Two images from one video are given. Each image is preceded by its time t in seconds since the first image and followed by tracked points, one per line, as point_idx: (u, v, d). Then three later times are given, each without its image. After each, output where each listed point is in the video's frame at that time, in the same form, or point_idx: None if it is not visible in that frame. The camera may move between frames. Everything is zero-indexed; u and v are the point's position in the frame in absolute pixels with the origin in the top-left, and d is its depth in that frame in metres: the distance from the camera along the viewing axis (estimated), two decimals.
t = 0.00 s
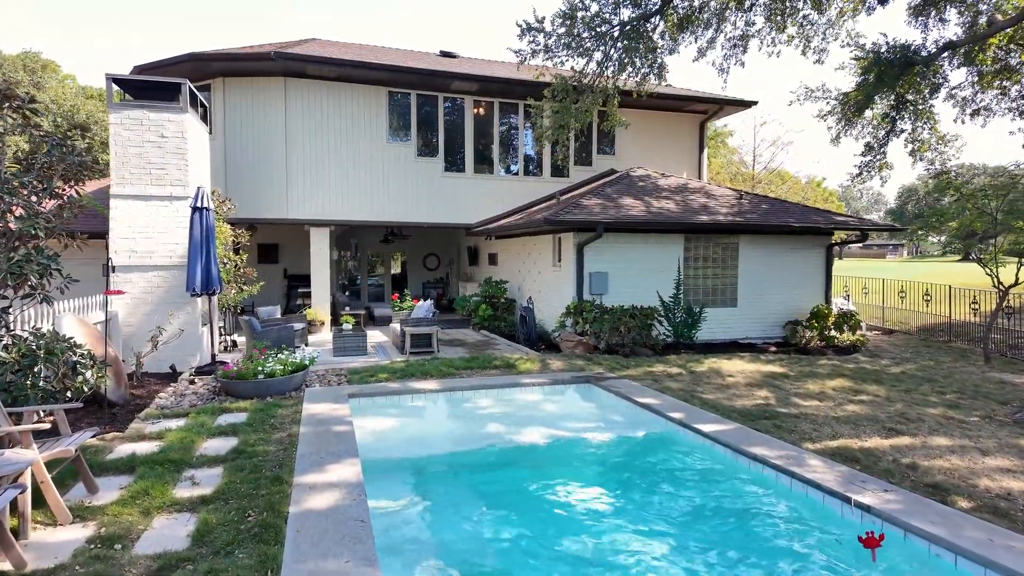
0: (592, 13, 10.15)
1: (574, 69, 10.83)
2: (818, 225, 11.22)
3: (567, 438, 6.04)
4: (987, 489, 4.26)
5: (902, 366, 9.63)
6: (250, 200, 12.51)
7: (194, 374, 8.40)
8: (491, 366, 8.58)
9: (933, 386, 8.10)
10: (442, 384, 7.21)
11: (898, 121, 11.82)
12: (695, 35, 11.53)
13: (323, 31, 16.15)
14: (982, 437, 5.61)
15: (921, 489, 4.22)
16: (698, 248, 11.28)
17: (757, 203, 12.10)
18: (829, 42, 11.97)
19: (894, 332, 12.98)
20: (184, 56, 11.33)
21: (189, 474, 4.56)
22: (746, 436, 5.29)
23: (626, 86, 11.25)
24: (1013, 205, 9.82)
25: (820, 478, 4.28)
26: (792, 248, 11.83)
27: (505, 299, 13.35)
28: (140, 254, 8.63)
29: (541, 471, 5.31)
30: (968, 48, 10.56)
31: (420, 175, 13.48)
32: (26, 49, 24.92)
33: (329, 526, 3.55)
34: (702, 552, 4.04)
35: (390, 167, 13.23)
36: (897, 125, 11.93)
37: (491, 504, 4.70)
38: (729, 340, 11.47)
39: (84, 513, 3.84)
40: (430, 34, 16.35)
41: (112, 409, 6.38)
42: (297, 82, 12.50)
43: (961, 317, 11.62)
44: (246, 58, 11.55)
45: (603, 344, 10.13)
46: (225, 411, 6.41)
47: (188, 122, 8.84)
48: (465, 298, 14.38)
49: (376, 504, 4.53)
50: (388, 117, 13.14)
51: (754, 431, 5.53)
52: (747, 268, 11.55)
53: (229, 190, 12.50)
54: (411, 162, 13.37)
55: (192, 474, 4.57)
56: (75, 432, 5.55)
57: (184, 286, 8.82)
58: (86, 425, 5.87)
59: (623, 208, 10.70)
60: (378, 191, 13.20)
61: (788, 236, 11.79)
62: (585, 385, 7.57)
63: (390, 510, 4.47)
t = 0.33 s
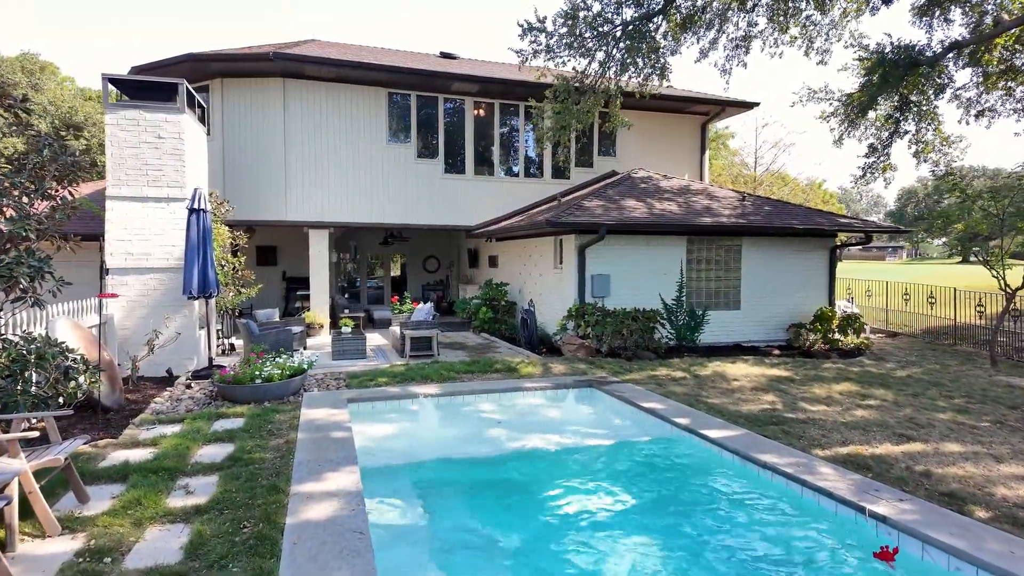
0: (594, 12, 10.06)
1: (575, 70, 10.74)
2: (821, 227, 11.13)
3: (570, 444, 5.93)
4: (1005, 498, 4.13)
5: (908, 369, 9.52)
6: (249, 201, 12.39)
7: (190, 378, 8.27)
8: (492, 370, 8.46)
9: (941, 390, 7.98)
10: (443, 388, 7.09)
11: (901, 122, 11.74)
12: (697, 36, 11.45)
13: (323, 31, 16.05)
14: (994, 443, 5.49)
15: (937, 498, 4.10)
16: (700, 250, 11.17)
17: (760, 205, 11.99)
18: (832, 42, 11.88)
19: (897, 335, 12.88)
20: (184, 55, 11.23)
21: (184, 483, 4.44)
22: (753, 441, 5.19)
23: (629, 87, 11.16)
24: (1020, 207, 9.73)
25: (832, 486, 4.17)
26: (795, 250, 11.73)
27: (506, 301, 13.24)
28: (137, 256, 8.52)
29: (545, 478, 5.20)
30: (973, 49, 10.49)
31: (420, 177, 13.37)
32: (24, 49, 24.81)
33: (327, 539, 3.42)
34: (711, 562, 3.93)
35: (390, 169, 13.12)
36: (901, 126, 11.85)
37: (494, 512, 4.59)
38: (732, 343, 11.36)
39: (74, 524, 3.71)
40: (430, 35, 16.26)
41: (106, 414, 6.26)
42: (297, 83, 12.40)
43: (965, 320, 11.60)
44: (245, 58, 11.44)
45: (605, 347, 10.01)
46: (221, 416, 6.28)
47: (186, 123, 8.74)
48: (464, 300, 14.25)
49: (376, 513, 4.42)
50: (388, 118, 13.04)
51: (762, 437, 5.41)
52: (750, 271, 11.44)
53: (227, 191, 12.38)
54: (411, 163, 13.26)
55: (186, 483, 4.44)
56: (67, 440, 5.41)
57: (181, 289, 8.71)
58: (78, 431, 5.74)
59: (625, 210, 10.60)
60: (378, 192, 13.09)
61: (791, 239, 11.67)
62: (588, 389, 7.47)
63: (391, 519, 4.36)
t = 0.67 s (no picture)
0: (596, 12, 9.97)
1: (577, 70, 10.65)
2: (825, 229, 11.03)
3: (574, 450, 5.81)
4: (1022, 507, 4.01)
5: (914, 373, 9.41)
6: (248, 201, 12.28)
7: (187, 382, 8.14)
8: (493, 373, 8.34)
9: (948, 394, 7.86)
10: (443, 392, 6.98)
11: (905, 123, 11.67)
12: (699, 36, 11.39)
13: (323, 31, 15.96)
14: (1006, 449, 5.38)
15: (953, 507, 3.98)
16: (703, 252, 11.07)
17: (763, 206, 11.90)
18: (836, 43, 11.79)
19: (902, 338, 12.78)
20: (183, 55, 11.12)
21: (177, 491, 4.32)
22: (760, 447, 5.09)
23: (631, 87, 11.07)
24: None
25: (844, 495, 4.06)
26: (798, 252, 11.63)
27: (507, 303, 13.12)
28: (134, 258, 8.41)
29: (549, 486, 5.08)
30: (979, 49, 10.41)
31: (420, 179, 13.27)
32: (22, 51, 24.72)
33: (325, 551, 3.30)
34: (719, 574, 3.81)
35: (390, 169, 13.02)
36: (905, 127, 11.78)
37: (496, 522, 4.48)
38: (737, 347, 11.24)
39: (61, 536, 3.58)
40: (430, 36, 16.18)
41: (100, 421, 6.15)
42: (297, 83, 12.30)
43: (971, 323, 11.45)
44: (244, 58, 11.33)
45: (607, 350, 9.89)
46: (218, 421, 6.16)
47: (183, 124, 8.64)
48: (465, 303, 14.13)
49: (375, 523, 4.30)
50: (388, 118, 12.94)
51: (770, 443, 5.30)
52: (753, 273, 11.33)
53: (226, 192, 12.28)
54: (412, 165, 13.17)
55: (180, 491, 4.32)
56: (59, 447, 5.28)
57: (178, 292, 8.59)
58: (71, 437, 5.62)
59: (627, 211, 10.49)
60: (377, 193, 12.98)
61: (795, 241, 11.57)
62: (591, 394, 7.35)
63: (390, 530, 4.25)
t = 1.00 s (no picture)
0: (600, 10, 9.86)
1: (579, 70, 10.54)
2: (830, 230, 10.92)
3: (579, 456, 5.69)
4: None
5: (922, 376, 9.27)
6: (247, 203, 12.16)
7: (184, 386, 8.01)
8: (495, 377, 8.21)
9: (957, 398, 7.74)
10: (444, 397, 6.86)
11: (910, 123, 11.57)
12: (702, 37, 11.29)
13: (323, 31, 15.86)
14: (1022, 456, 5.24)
15: (973, 517, 3.85)
16: (707, 254, 10.95)
17: (767, 207, 11.79)
18: (840, 43, 11.69)
19: (907, 340, 12.65)
20: (182, 55, 11.00)
21: (172, 500, 4.19)
22: (770, 454, 4.97)
23: (634, 87, 10.96)
24: None
25: (860, 504, 3.94)
26: (802, 254, 11.51)
27: (508, 305, 13.00)
28: (132, 260, 8.28)
29: (554, 494, 4.96)
30: (986, 49, 10.30)
31: (421, 180, 13.15)
32: (21, 52, 24.67)
33: (325, 565, 3.16)
34: None
35: (390, 170, 12.90)
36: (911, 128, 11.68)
37: (500, 531, 4.35)
38: (742, 350, 11.11)
39: (50, 548, 3.44)
40: (430, 36, 16.06)
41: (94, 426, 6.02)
42: (297, 83, 12.19)
43: (977, 326, 11.32)
44: (244, 58, 11.21)
45: (610, 353, 9.77)
46: (215, 426, 6.04)
47: (181, 123, 8.53)
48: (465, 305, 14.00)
49: (376, 532, 4.18)
50: (388, 119, 12.83)
51: (780, 449, 5.17)
52: (758, 275, 11.21)
53: (225, 193, 12.18)
54: (412, 165, 13.05)
55: (175, 500, 4.19)
56: (52, 453, 5.16)
57: (176, 294, 8.47)
58: (64, 443, 5.49)
59: (630, 213, 10.37)
60: (377, 194, 12.86)
61: (799, 242, 11.45)
62: (595, 398, 7.23)
63: (391, 539, 4.11)
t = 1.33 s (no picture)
0: (604, 9, 9.74)
1: (582, 69, 10.41)
2: (835, 231, 10.80)
3: (585, 463, 5.56)
4: None
5: (929, 380, 9.15)
6: (245, 203, 12.03)
7: (180, 389, 7.88)
8: (497, 381, 8.07)
9: (968, 402, 7.61)
10: (446, 401, 6.73)
11: (915, 123, 11.51)
12: (706, 36, 11.17)
13: (323, 31, 15.74)
14: None
15: (996, 529, 3.71)
16: (711, 256, 10.83)
17: (771, 208, 11.67)
18: (845, 42, 11.58)
19: (912, 343, 12.55)
20: (179, 54, 10.87)
21: (166, 510, 4.05)
22: (782, 461, 4.84)
23: (638, 87, 10.84)
24: None
25: (879, 515, 3.80)
26: (807, 255, 11.38)
27: (510, 307, 12.85)
28: (129, 262, 8.14)
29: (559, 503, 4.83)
30: (994, 48, 10.19)
31: (421, 180, 13.02)
32: (20, 52, 24.56)
33: None
34: None
35: (390, 171, 12.77)
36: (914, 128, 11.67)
37: (504, 543, 4.22)
38: (747, 352, 10.99)
39: (36, 561, 3.30)
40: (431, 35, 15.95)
41: (90, 431, 5.92)
42: (296, 83, 12.06)
43: (984, 329, 11.22)
44: (242, 57, 11.08)
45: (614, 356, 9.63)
46: (212, 432, 5.91)
47: (178, 123, 8.39)
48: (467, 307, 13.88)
49: (377, 543, 4.05)
50: (388, 119, 12.70)
51: (792, 456, 5.04)
52: (762, 277, 11.08)
53: (223, 193, 12.04)
54: (413, 166, 12.93)
55: (168, 510, 4.05)
56: (44, 461, 5.01)
57: (173, 296, 8.33)
58: (59, 449, 5.39)
59: (634, 214, 10.26)
60: (377, 194, 12.72)
61: (803, 244, 11.31)
62: (600, 402, 7.11)
63: (393, 552, 3.98)
